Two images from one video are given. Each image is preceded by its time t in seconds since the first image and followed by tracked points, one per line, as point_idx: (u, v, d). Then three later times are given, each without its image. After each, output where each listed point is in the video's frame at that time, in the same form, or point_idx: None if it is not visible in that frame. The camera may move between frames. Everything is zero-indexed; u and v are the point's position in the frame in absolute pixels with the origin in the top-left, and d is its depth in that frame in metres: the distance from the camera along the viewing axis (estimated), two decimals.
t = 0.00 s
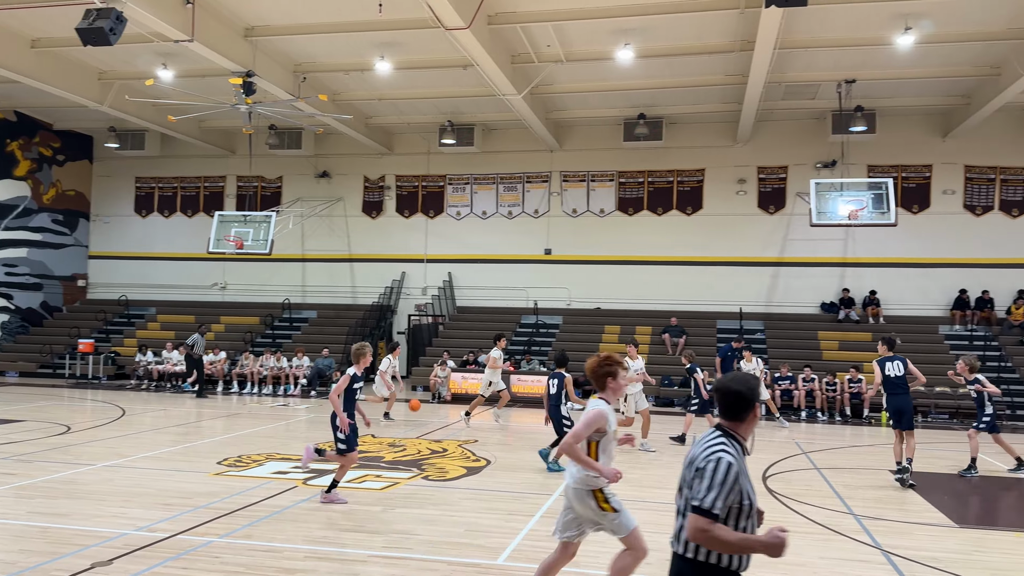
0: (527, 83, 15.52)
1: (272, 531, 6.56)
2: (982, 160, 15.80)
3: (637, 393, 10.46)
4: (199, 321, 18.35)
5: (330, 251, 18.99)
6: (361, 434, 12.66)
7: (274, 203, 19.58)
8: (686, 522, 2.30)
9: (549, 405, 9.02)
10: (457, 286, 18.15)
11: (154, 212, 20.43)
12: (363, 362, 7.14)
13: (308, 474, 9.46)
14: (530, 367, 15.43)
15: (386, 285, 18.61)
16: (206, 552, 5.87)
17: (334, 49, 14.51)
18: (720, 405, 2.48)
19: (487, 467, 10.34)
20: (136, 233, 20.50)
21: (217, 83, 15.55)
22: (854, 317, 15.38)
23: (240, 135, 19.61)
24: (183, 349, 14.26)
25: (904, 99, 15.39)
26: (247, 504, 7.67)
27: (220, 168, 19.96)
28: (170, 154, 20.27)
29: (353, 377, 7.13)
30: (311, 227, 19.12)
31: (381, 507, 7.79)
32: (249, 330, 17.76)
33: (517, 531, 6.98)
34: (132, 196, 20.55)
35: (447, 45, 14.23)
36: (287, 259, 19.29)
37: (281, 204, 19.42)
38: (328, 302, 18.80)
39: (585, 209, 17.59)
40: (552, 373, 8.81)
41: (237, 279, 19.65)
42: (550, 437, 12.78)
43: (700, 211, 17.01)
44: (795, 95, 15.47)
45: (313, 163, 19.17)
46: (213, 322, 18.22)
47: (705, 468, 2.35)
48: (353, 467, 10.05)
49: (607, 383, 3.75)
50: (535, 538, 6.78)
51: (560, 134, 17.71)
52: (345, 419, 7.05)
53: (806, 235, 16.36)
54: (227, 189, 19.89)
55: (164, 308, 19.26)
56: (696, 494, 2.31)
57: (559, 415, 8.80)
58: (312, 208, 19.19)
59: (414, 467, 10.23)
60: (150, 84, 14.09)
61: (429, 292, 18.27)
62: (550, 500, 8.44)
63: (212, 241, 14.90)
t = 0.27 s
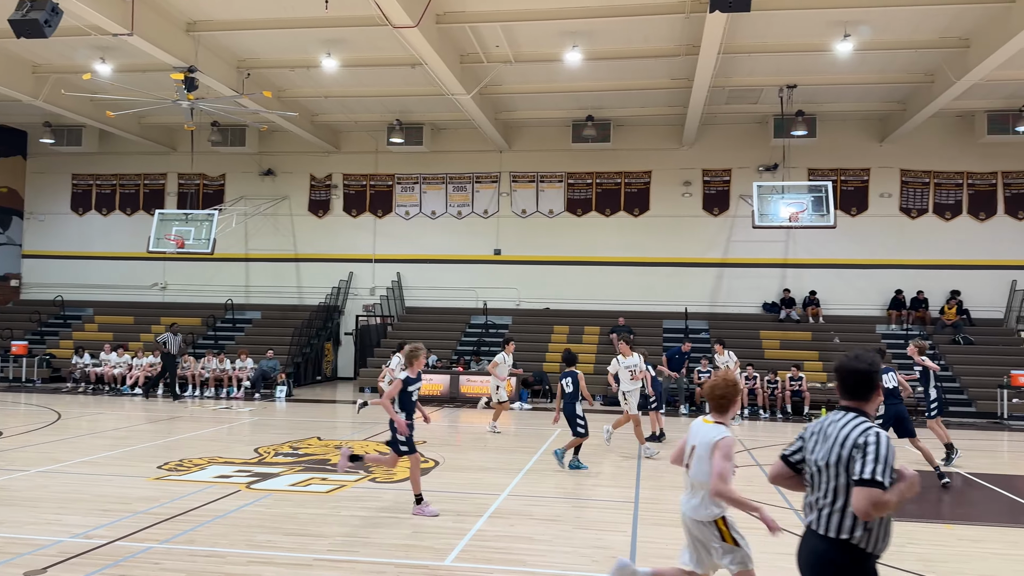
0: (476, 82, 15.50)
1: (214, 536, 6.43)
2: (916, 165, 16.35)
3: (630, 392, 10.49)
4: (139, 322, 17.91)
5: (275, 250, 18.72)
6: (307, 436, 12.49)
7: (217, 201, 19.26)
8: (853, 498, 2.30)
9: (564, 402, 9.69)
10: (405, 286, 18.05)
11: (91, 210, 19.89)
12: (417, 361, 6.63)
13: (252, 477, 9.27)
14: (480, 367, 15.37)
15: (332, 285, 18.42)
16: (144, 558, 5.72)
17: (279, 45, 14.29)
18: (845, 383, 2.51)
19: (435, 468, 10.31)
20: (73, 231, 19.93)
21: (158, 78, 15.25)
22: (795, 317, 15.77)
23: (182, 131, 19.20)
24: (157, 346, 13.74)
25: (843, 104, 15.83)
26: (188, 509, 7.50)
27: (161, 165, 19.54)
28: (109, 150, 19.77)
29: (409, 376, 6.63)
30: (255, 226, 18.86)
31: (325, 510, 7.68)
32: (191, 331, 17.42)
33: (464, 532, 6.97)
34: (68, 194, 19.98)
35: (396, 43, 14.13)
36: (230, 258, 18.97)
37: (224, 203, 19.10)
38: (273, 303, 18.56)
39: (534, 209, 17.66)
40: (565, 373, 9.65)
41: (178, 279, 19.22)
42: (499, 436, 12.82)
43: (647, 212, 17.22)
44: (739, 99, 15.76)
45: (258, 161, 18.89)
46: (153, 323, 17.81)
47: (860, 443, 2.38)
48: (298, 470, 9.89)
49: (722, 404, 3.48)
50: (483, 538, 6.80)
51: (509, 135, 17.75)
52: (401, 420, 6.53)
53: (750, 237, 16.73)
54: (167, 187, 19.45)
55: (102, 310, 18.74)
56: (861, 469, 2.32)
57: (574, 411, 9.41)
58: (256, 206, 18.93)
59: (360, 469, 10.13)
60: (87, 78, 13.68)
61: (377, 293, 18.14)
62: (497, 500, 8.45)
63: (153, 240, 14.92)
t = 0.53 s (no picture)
0: (414, 80, 15.40)
1: (140, 542, 6.23)
2: (842, 168, 16.96)
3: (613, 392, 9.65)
4: (61, 323, 17.24)
5: (205, 249, 18.32)
6: (239, 439, 12.23)
7: (144, 197, 18.72)
8: (921, 495, 2.22)
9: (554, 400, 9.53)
10: (342, 285, 17.87)
11: (9, 207, 19.07)
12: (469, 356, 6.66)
13: (180, 481, 8.99)
14: (418, 367, 15.26)
15: (265, 284, 18.11)
16: (65, 567, 5.50)
17: (209, 39, 13.95)
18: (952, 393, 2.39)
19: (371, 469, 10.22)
20: None
21: (83, 70, 14.77)
22: (726, 315, 16.11)
23: (108, 126, 18.63)
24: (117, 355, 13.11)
25: (773, 108, 16.30)
26: (114, 515, 7.27)
27: (86, 160, 18.90)
28: (30, 144, 19.01)
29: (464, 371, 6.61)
30: (184, 224, 18.42)
31: (256, 514, 7.53)
32: (117, 331, 16.91)
33: (401, 533, 6.97)
34: None
35: (331, 39, 13.93)
36: (158, 257, 18.46)
37: (152, 199, 18.60)
38: (203, 302, 18.17)
39: (472, 209, 17.70)
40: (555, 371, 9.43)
41: (103, 278, 18.59)
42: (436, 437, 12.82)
43: (585, 212, 17.40)
44: (673, 102, 16.05)
45: (186, 157, 18.46)
46: (76, 324, 17.19)
47: (946, 445, 2.28)
48: (228, 474, 9.65)
49: (792, 383, 3.58)
50: (420, 538, 6.80)
51: (447, 134, 17.75)
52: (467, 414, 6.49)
53: (684, 237, 17.09)
54: (91, 183, 18.82)
55: (22, 310, 17.98)
56: (935, 470, 2.23)
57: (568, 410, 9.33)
58: (185, 203, 18.48)
59: (293, 472, 9.98)
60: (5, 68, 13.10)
61: (312, 292, 17.87)
62: (434, 500, 8.46)
63: (76, 238, 14.42)
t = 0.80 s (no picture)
0: (354, 77, 15.21)
1: (66, 551, 5.98)
2: (776, 170, 17.72)
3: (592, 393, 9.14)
4: None
5: (137, 247, 17.81)
6: (172, 443, 11.80)
7: (73, 194, 18.07)
8: None
9: (537, 398, 9.40)
10: (281, 284, 17.62)
11: None
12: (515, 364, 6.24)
13: (110, 487, 8.64)
14: (359, 368, 15.10)
15: (200, 283, 17.72)
16: None
17: (142, 32, 13.53)
18: None
19: (310, 472, 10.00)
20: None
21: (7, 62, 14.17)
22: (665, 313, 16.68)
23: (34, 120, 17.94)
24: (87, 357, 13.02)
25: (709, 111, 16.69)
26: (40, 523, 6.95)
27: (10, 155, 18.09)
28: None
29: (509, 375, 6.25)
30: (115, 221, 17.89)
31: (190, 519, 7.27)
32: (44, 333, 16.30)
33: (340, 535, 6.86)
34: None
35: (269, 34, 13.66)
36: (88, 256, 17.86)
37: (81, 196, 18.01)
38: (135, 302, 17.64)
39: (415, 208, 17.76)
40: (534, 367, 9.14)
41: (29, 278, 17.81)
42: (379, 438, 12.59)
43: (527, 212, 17.73)
44: (613, 103, 16.28)
45: (118, 153, 17.94)
46: None
47: None
48: (161, 479, 9.31)
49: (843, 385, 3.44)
50: (362, 540, 6.71)
51: (389, 132, 17.71)
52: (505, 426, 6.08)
53: (624, 237, 17.53)
54: (15, 179, 18.04)
55: None
56: None
57: (551, 406, 9.15)
58: (117, 200, 17.94)
59: (230, 475, 9.67)
60: None
61: (249, 291, 17.62)
62: (375, 502, 8.34)
63: None
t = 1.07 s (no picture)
0: (297, 73, 14.93)
1: None
2: (718, 171, 18.22)
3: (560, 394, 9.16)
4: None
5: (71, 246, 17.26)
6: (107, 447, 11.36)
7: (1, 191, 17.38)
8: None
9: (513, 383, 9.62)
10: (220, 284, 17.31)
11: None
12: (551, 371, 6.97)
13: (41, 494, 8.33)
14: (303, 369, 14.88)
15: (136, 284, 17.24)
16: None
17: (74, 24, 13.04)
18: None
19: (251, 476, 9.77)
20: None
21: None
22: (611, 312, 16.99)
23: None
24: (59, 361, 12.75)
25: (653, 113, 16.96)
26: None
27: None
28: None
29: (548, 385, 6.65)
30: (46, 220, 17.29)
31: (127, 526, 7.10)
32: None
33: (283, 540, 6.74)
34: None
35: (207, 28, 13.34)
36: (19, 255, 17.21)
37: (11, 193, 17.35)
38: (68, 303, 17.06)
39: (360, 206, 17.63)
40: (510, 356, 9.42)
41: None
42: (325, 439, 12.38)
43: (474, 211, 17.78)
44: (559, 104, 16.38)
45: (50, 148, 17.33)
46: None
47: None
48: (95, 485, 9.00)
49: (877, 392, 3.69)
50: (304, 545, 6.60)
51: (333, 129, 17.53)
52: (560, 429, 6.48)
53: (571, 237, 17.77)
54: None
55: None
56: None
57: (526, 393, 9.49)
58: (49, 197, 17.34)
59: (168, 480, 9.38)
60: None
61: (188, 292, 17.24)
62: (319, 505, 8.19)
63: None
